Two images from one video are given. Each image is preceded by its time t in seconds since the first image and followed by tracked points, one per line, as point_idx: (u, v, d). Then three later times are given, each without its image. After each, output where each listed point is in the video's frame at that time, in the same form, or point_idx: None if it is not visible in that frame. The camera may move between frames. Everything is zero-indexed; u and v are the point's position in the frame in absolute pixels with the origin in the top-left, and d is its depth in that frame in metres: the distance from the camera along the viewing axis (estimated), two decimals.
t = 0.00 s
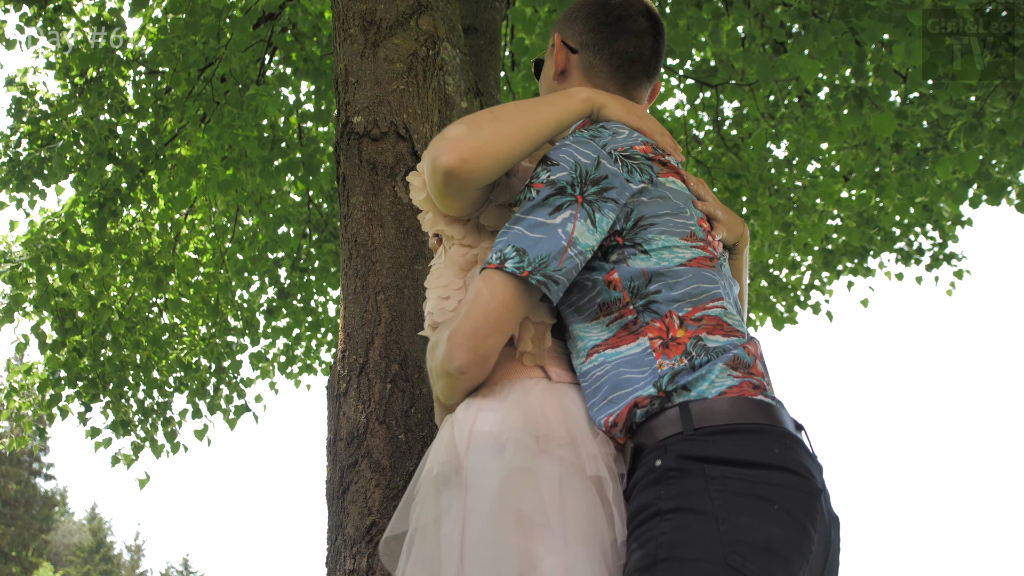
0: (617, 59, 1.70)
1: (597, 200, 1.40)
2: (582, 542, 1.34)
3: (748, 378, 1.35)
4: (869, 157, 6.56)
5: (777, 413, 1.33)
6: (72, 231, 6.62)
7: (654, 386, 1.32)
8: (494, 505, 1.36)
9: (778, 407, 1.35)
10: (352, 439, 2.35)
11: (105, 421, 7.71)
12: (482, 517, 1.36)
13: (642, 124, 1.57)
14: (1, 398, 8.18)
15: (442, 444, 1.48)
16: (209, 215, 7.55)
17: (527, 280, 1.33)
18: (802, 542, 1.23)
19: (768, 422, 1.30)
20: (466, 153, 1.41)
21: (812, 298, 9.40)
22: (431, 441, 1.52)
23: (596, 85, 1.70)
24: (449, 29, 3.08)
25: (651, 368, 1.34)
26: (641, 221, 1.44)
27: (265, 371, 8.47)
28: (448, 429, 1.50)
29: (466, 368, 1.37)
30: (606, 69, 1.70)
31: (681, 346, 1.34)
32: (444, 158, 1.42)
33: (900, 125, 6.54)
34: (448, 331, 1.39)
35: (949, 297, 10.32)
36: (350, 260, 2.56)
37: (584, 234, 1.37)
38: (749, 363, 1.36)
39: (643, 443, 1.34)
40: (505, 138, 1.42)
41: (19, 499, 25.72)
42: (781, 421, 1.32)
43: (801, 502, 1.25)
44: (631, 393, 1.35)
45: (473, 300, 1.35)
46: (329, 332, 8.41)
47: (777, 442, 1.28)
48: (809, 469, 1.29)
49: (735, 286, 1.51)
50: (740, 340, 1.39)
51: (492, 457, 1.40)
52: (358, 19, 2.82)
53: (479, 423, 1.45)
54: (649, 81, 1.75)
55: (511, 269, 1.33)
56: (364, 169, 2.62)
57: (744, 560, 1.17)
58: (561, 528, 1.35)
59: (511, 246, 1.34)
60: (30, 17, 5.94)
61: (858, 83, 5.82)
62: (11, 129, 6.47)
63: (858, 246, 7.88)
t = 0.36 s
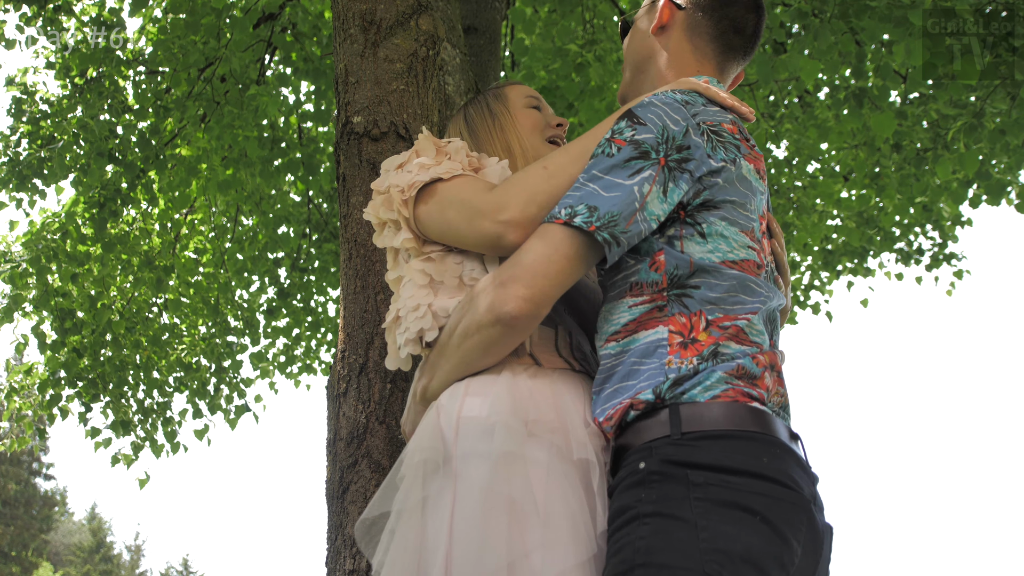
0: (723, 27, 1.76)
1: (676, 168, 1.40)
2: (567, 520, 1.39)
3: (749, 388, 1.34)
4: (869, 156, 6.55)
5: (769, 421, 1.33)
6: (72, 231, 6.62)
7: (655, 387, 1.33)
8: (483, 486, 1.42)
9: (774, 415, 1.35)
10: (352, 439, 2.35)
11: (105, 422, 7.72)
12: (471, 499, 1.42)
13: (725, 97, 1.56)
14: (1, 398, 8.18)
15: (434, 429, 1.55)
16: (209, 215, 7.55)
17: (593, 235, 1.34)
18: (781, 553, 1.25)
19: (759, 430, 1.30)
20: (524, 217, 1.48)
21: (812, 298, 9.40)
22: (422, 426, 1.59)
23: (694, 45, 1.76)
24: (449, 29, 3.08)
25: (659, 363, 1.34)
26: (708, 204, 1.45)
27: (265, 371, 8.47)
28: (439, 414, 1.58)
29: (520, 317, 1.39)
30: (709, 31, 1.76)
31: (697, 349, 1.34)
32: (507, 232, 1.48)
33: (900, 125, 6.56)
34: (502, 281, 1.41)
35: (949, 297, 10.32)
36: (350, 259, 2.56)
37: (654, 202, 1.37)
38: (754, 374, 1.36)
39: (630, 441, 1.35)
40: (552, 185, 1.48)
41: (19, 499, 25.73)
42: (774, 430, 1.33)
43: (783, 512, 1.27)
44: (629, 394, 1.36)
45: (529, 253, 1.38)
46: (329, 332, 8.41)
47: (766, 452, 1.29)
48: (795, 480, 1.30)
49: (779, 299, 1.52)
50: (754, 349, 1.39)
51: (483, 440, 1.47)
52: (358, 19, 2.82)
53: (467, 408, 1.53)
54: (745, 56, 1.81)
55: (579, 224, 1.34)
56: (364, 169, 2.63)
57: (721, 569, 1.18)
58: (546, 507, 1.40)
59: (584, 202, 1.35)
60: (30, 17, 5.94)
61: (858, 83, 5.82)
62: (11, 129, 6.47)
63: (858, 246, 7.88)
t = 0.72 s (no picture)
0: (765, 49, 1.86)
1: (707, 161, 1.43)
2: (571, 524, 1.41)
3: (763, 394, 1.33)
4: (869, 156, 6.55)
5: (784, 428, 1.32)
6: (72, 231, 6.62)
7: (666, 384, 1.34)
8: (490, 487, 1.44)
9: (788, 422, 1.34)
10: (352, 439, 2.35)
11: (105, 422, 7.72)
12: (478, 500, 1.45)
13: (760, 100, 1.60)
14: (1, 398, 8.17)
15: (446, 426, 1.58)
16: (209, 215, 7.55)
17: (623, 221, 1.37)
18: (786, 560, 1.25)
19: (769, 435, 1.29)
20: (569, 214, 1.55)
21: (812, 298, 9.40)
22: (434, 423, 1.62)
23: (745, 64, 1.82)
24: (449, 29, 3.08)
25: (677, 358, 1.35)
26: (736, 201, 1.44)
27: (265, 371, 8.47)
28: (451, 412, 1.60)
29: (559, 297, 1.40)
30: (757, 52, 1.84)
31: (714, 348, 1.34)
32: (555, 228, 1.55)
33: (900, 125, 6.56)
34: (536, 267, 1.43)
35: (949, 296, 10.31)
36: (350, 260, 2.56)
37: (684, 193, 1.40)
38: (772, 380, 1.34)
39: (639, 441, 1.36)
40: (592, 181, 1.58)
41: (19, 499, 25.72)
42: (787, 436, 1.32)
43: (791, 519, 1.26)
44: (641, 390, 1.38)
45: (565, 238, 1.41)
46: (329, 331, 8.41)
47: (775, 458, 1.28)
48: (803, 487, 1.30)
49: (810, 309, 1.50)
50: (774, 354, 1.38)
51: (492, 441, 1.49)
52: (358, 19, 2.81)
53: (477, 407, 1.55)
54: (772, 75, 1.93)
55: (608, 209, 1.38)
56: (364, 169, 2.63)
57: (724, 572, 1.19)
58: (551, 511, 1.43)
59: (613, 189, 1.40)
60: (30, 17, 5.94)
61: (858, 83, 5.82)
62: (11, 129, 6.48)
63: (859, 246, 7.88)
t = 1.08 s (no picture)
0: (771, 53, 1.87)
1: (719, 158, 1.43)
2: (576, 522, 1.41)
3: (766, 391, 1.32)
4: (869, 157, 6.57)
5: (786, 425, 1.31)
6: (72, 231, 6.62)
7: (667, 378, 1.35)
8: (496, 482, 1.44)
9: (790, 418, 1.34)
10: (352, 439, 2.35)
11: (105, 421, 7.72)
12: (483, 495, 1.45)
13: (770, 98, 1.61)
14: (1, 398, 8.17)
15: (453, 419, 1.58)
16: (210, 215, 7.55)
17: (636, 217, 1.37)
18: (788, 555, 1.25)
19: (771, 431, 1.29)
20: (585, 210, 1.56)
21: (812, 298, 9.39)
22: (442, 415, 1.62)
23: (751, 67, 1.83)
24: (448, 30, 3.07)
25: (680, 353, 1.35)
26: (750, 196, 1.45)
27: (265, 371, 8.46)
28: (459, 405, 1.61)
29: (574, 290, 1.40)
30: (762, 57, 1.85)
31: (719, 344, 1.34)
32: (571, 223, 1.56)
33: (900, 125, 6.55)
34: (552, 260, 1.43)
35: (949, 296, 10.31)
36: (350, 260, 2.56)
37: (696, 190, 1.40)
38: (774, 377, 1.34)
39: (641, 436, 1.36)
40: (608, 176, 1.58)
41: (19, 498, 25.73)
42: (789, 433, 1.32)
43: (792, 515, 1.27)
44: (642, 383, 1.38)
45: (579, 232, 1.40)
46: (329, 332, 8.41)
47: (776, 453, 1.28)
48: (805, 483, 1.30)
49: (818, 309, 1.50)
50: (780, 352, 1.38)
51: (499, 436, 1.50)
52: (358, 19, 2.81)
53: (483, 400, 1.56)
54: (777, 79, 1.95)
55: (621, 205, 1.37)
56: (364, 170, 2.63)
57: (725, 568, 1.19)
58: (556, 508, 1.42)
59: (626, 182, 1.39)
60: (30, 17, 5.94)
61: (858, 84, 5.82)
62: (11, 129, 6.48)
63: (859, 246, 7.88)
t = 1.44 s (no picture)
0: (755, 48, 1.87)
1: (733, 163, 1.42)
2: (569, 521, 1.41)
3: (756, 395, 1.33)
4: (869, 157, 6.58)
5: (778, 426, 1.32)
6: (72, 231, 6.62)
7: (658, 381, 1.36)
8: (491, 480, 1.44)
9: (782, 421, 1.34)
10: (352, 439, 2.35)
11: (105, 421, 7.71)
12: (478, 492, 1.45)
13: (765, 98, 1.60)
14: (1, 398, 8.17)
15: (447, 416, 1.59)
16: (209, 215, 7.55)
17: (667, 240, 1.31)
18: (780, 556, 1.25)
19: (762, 433, 1.29)
20: (582, 218, 1.53)
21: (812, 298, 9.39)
22: (435, 413, 1.63)
23: (736, 61, 1.83)
24: (449, 29, 3.07)
25: (673, 358, 1.36)
26: (752, 197, 1.45)
27: (265, 371, 8.46)
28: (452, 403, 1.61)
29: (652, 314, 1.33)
30: (746, 51, 1.85)
31: (711, 351, 1.34)
32: (568, 233, 1.54)
33: (900, 125, 6.55)
34: (614, 283, 1.31)
35: (949, 296, 10.30)
36: (350, 259, 2.56)
37: (716, 199, 1.37)
38: (766, 381, 1.34)
39: (632, 439, 1.38)
40: (606, 183, 1.54)
41: (19, 499, 25.72)
42: (781, 435, 1.32)
43: (784, 515, 1.27)
44: (635, 386, 1.40)
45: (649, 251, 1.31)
46: (329, 331, 8.41)
47: (766, 455, 1.28)
48: (797, 484, 1.30)
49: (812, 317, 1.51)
50: (771, 356, 1.38)
51: (494, 434, 1.50)
52: (358, 19, 2.81)
53: (477, 401, 1.58)
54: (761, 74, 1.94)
55: (651, 225, 1.31)
56: (364, 170, 2.63)
57: (716, 569, 1.19)
58: (550, 507, 1.43)
59: (649, 197, 1.33)
60: (30, 17, 5.94)
61: (858, 83, 5.82)
62: (11, 129, 6.47)
63: (859, 246, 7.88)
